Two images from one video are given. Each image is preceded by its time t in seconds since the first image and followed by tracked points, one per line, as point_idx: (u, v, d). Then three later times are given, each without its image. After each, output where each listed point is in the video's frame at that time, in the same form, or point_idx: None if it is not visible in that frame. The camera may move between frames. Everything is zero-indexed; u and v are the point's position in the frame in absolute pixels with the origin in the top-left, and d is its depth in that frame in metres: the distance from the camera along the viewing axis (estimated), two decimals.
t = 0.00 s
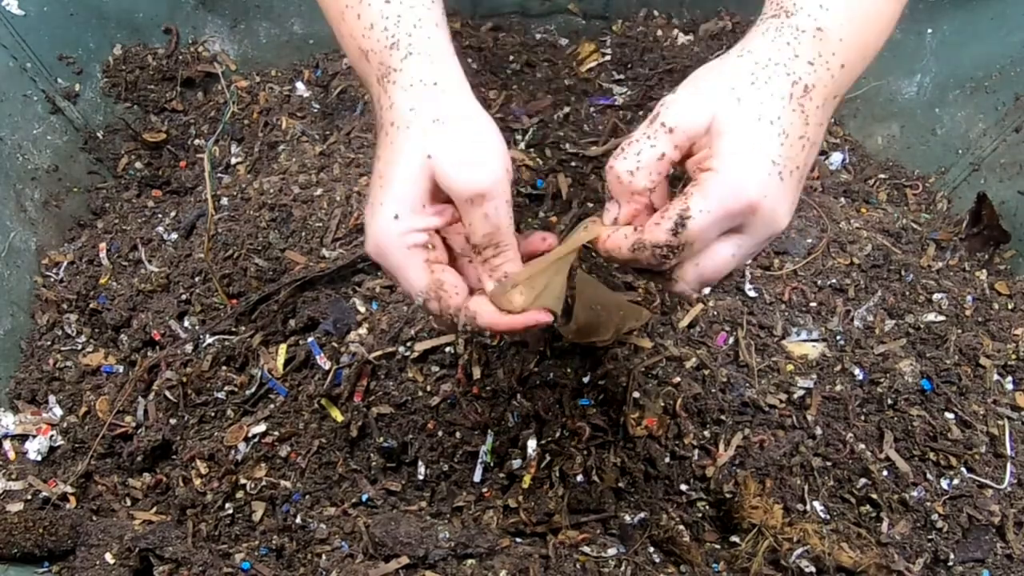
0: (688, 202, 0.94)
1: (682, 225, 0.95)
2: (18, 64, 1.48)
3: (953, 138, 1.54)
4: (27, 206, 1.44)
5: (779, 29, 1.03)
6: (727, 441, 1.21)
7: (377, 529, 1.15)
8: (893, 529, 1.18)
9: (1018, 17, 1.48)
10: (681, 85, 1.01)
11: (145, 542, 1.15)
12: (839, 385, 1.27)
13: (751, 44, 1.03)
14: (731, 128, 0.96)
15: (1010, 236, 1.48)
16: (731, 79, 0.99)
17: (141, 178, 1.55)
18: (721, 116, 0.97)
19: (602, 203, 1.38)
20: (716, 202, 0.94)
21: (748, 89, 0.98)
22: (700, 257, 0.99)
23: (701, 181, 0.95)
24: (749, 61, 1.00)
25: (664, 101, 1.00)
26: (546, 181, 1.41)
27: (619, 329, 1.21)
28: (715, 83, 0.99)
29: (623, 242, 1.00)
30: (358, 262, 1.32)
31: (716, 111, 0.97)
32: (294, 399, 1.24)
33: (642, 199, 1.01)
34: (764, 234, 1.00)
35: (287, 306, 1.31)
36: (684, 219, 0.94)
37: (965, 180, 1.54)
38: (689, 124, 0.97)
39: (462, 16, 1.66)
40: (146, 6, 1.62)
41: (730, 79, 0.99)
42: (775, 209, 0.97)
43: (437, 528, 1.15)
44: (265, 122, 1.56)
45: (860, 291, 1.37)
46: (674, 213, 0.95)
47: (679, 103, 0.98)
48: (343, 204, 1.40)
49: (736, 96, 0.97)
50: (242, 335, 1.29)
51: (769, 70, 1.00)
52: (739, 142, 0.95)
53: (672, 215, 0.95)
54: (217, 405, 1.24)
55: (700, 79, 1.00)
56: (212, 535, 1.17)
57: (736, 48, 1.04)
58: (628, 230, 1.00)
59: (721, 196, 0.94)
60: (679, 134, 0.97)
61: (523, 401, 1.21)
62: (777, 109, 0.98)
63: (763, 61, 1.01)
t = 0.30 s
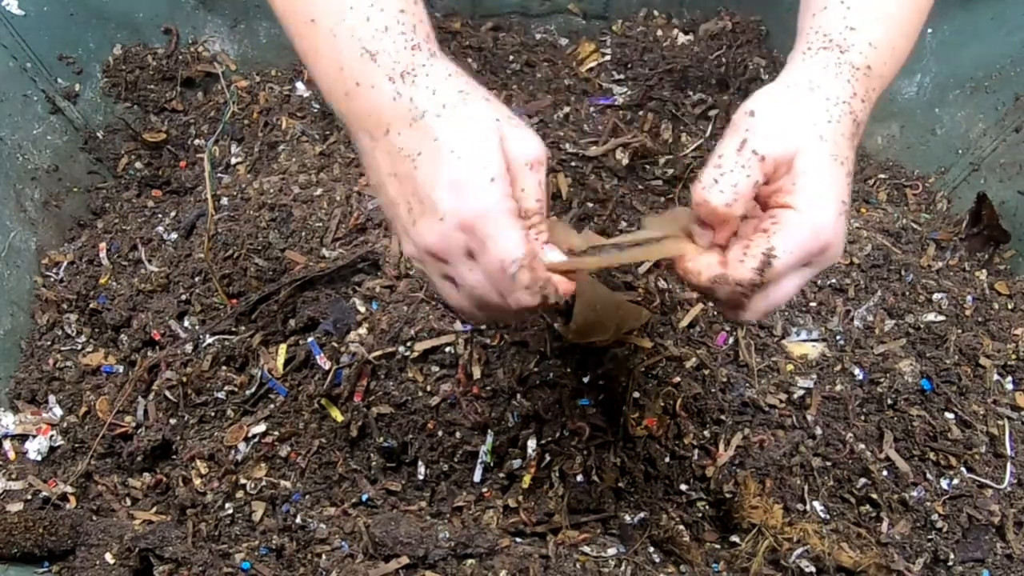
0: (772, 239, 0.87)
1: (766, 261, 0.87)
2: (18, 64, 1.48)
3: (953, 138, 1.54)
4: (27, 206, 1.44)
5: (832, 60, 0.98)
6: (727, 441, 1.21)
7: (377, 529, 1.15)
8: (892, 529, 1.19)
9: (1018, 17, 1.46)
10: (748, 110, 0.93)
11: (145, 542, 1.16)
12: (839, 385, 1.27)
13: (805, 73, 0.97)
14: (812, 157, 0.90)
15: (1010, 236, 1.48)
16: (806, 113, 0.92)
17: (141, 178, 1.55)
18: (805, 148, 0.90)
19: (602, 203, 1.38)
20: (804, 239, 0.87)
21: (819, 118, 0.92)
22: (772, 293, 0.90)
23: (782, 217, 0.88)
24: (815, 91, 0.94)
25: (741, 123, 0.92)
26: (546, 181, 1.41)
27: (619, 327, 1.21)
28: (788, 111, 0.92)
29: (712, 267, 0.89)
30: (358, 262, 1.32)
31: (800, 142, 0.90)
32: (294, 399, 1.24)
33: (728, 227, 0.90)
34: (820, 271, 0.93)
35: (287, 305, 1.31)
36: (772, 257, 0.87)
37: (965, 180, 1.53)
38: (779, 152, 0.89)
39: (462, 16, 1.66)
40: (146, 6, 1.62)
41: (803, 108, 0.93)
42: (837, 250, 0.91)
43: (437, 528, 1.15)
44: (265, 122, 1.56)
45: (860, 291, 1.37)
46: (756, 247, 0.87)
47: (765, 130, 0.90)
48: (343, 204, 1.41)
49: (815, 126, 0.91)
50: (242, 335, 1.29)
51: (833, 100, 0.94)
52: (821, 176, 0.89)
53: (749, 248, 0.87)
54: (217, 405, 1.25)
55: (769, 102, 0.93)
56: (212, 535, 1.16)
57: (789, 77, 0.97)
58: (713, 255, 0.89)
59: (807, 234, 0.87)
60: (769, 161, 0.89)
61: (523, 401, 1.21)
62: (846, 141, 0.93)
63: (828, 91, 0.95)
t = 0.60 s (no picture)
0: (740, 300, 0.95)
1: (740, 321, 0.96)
2: (18, 64, 1.48)
3: (953, 138, 1.54)
4: (27, 206, 1.44)
5: (802, 101, 0.95)
6: (727, 441, 1.21)
7: (376, 529, 1.15)
8: (892, 529, 1.18)
9: (1018, 17, 1.46)
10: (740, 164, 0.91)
11: (145, 542, 1.15)
12: (839, 385, 1.27)
13: (774, 117, 0.94)
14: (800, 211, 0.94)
15: (1009, 236, 1.48)
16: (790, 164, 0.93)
17: (141, 178, 1.55)
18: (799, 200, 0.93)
19: (602, 203, 1.38)
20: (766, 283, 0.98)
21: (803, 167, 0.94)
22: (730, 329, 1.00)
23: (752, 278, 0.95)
24: (791, 141, 0.94)
25: (749, 189, 0.90)
26: (546, 181, 1.41)
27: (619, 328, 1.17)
28: (782, 167, 0.92)
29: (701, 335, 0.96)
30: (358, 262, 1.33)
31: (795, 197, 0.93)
32: (294, 399, 1.24)
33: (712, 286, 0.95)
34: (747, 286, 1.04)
35: (287, 306, 1.31)
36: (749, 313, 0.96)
37: (965, 180, 1.53)
38: (783, 213, 0.92)
39: (462, 16, 1.66)
40: (146, 5, 1.62)
41: (786, 164, 0.92)
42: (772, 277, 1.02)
43: (437, 528, 1.15)
44: (265, 122, 1.56)
45: (860, 291, 1.37)
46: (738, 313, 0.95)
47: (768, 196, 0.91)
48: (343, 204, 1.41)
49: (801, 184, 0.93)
50: (242, 335, 1.29)
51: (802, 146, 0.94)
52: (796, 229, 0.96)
53: (727, 318, 0.95)
54: (217, 405, 1.25)
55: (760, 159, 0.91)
56: (212, 536, 1.16)
57: (760, 117, 0.94)
58: (700, 321, 0.96)
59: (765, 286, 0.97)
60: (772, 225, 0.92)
61: (523, 401, 1.21)
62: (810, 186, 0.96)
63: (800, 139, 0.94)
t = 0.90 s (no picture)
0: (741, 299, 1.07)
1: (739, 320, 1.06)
2: (18, 64, 1.48)
3: (953, 138, 1.54)
4: (27, 206, 1.44)
5: (753, 101, 1.02)
6: (727, 441, 1.21)
7: (377, 529, 1.15)
8: (892, 529, 1.18)
9: (1019, 17, 1.47)
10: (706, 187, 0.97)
11: (145, 542, 1.15)
12: (839, 385, 1.27)
13: (729, 121, 1.00)
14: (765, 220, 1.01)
15: (1010, 236, 1.47)
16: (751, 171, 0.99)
17: (141, 178, 1.55)
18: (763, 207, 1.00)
19: (602, 203, 1.38)
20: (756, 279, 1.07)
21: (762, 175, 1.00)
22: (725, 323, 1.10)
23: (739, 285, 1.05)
24: (745, 147, 1.00)
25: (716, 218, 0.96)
26: (546, 181, 1.41)
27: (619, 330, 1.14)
28: (743, 183, 0.98)
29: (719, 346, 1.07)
30: (358, 262, 1.33)
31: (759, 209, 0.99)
32: (294, 399, 1.24)
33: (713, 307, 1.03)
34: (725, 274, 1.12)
35: (287, 306, 1.31)
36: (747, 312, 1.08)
37: (965, 180, 1.53)
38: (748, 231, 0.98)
39: (462, 16, 1.66)
40: (147, 6, 1.62)
41: (742, 172, 0.98)
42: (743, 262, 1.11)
43: (437, 528, 1.15)
44: (265, 122, 1.56)
45: (860, 291, 1.37)
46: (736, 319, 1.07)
47: (732, 219, 0.96)
48: (343, 204, 1.40)
49: (761, 192, 0.99)
50: (242, 335, 1.29)
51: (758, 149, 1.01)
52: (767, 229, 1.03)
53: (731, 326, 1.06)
54: (217, 405, 1.25)
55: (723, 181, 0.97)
56: (212, 536, 1.16)
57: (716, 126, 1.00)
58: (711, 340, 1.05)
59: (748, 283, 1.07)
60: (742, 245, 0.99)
61: (523, 401, 1.21)
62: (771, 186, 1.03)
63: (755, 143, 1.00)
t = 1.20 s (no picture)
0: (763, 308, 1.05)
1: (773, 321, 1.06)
2: (18, 64, 1.48)
3: (953, 138, 1.54)
4: (27, 206, 1.44)
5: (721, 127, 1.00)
6: (727, 441, 1.21)
7: (376, 529, 1.15)
8: (893, 529, 1.18)
9: (1019, 17, 1.47)
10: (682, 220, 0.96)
11: (145, 542, 1.15)
12: (839, 385, 1.27)
13: (700, 151, 0.98)
14: (758, 241, 0.98)
15: (1010, 236, 1.47)
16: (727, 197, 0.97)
17: (141, 179, 1.55)
18: (748, 230, 0.97)
19: (602, 203, 1.38)
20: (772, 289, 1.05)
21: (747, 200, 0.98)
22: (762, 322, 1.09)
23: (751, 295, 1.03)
24: (718, 175, 0.97)
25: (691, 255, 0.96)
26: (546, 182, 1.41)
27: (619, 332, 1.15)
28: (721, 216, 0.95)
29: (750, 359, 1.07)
30: (358, 262, 1.33)
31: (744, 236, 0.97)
32: (294, 399, 1.24)
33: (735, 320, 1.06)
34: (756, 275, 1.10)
35: (288, 306, 1.31)
36: (776, 321, 1.06)
37: (965, 180, 1.53)
38: (726, 261, 0.96)
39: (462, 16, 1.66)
40: (147, 6, 1.62)
41: (716, 202, 0.96)
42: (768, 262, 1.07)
43: (437, 528, 1.15)
44: (265, 122, 1.56)
45: (860, 291, 1.37)
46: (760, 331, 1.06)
47: (704, 253, 0.95)
48: (343, 204, 1.40)
49: (741, 217, 0.96)
50: (242, 335, 1.29)
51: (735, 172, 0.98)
52: (766, 246, 1.00)
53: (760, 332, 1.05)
54: (217, 405, 1.25)
55: (699, 214, 0.96)
56: (212, 536, 1.16)
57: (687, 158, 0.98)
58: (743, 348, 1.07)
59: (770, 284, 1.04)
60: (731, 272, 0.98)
61: (523, 402, 1.21)
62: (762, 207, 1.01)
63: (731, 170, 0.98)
